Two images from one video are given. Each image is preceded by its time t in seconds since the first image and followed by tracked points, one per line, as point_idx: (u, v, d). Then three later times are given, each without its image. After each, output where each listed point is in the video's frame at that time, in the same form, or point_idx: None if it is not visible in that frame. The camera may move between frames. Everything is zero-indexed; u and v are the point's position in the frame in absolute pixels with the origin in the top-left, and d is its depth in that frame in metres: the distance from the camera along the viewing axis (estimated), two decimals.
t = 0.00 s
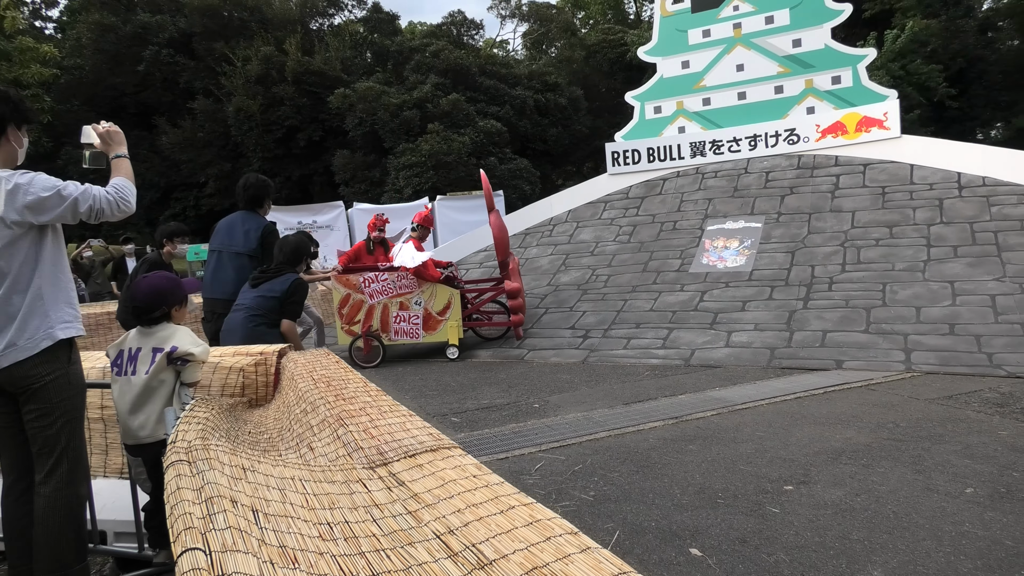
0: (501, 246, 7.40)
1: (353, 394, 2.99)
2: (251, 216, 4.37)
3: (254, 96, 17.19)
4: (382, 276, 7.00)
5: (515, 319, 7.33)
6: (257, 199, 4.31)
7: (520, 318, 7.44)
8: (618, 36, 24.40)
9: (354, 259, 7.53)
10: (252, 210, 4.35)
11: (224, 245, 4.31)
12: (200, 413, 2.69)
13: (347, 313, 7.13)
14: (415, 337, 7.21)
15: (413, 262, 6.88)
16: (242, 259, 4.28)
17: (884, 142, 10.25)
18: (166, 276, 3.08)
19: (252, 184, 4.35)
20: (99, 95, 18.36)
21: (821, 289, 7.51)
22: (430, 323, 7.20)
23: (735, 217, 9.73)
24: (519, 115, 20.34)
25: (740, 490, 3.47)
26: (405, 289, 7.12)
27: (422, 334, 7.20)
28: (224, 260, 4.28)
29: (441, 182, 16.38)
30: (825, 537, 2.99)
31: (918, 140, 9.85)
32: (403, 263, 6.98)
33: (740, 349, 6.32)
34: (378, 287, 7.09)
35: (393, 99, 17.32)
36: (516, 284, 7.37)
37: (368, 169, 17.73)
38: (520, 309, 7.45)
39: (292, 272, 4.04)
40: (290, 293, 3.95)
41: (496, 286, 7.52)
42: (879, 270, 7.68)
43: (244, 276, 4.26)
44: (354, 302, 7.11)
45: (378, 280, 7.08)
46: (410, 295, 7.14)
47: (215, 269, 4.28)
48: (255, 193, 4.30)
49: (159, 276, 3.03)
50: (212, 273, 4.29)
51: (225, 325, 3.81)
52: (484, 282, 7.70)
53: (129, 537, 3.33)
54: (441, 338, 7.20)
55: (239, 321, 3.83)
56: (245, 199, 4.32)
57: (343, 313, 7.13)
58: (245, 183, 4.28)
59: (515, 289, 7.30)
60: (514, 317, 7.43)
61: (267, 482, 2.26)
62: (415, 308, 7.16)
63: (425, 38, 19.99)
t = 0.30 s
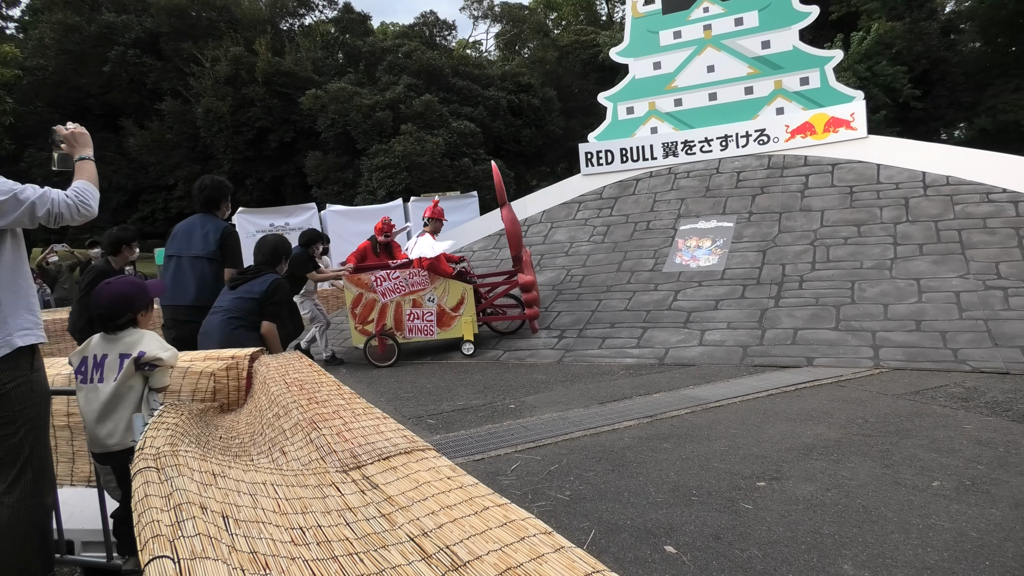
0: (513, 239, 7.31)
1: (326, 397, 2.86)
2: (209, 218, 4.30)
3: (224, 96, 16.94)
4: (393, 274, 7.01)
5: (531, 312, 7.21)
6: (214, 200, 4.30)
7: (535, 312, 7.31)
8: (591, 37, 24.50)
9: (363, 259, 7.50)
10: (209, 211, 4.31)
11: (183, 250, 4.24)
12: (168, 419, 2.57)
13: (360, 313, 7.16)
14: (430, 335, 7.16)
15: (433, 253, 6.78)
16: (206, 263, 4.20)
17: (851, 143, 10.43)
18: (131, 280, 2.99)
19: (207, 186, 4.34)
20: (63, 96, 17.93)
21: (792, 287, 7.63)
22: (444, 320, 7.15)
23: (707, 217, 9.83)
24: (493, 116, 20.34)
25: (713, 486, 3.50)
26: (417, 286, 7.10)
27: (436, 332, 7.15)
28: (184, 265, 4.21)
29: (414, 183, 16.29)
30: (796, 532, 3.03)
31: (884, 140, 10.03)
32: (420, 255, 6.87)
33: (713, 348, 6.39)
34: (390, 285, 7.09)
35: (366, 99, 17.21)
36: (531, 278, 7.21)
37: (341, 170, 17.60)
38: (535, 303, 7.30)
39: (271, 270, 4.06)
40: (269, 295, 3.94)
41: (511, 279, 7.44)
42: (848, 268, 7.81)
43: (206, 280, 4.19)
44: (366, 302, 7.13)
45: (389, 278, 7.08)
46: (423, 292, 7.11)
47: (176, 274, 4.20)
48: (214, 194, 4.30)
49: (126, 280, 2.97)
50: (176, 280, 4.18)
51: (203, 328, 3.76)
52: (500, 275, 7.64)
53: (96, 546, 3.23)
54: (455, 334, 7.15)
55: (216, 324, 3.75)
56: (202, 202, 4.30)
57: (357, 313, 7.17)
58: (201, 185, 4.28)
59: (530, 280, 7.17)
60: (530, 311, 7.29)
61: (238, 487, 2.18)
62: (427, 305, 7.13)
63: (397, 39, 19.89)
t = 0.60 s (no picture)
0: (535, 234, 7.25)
1: (311, 399, 2.80)
2: (193, 218, 4.27)
3: (206, 97, 16.78)
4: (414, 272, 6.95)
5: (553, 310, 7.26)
6: (198, 201, 4.26)
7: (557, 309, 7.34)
8: (574, 36, 24.51)
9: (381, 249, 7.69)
10: (192, 212, 4.27)
11: (166, 250, 4.21)
12: (149, 423, 2.49)
13: (381, 310, 7.07)
14: (451, 331, 7.13)
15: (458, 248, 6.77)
16: (190, 264, 4.17)
17: (831, 140, 10.54)
18: (107, 282, 2.95)
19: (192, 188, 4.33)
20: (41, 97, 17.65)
21: (776, 284, 7.68)
22: (465, 316, 7.12)
23: (691, 215, 9.87)
24: (477, 115, 20.33)
25: (698, 483, 3.52)
26: (438, 283, 7.04)
27: (458, 329, 7.12)
28: (167, 266, 4.17)
29: (399, 183, 16.20)
30: (781, 527, 3.05)
31: (865, 137, 10.12)
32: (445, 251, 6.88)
33: (698, 345, 6.42)
34: (410, 283, 7.03)
35: (349, 99, 17.14)
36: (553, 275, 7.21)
37: (325, 171, 17.52)
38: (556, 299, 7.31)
39: (261, 272, 4.01)
40: (261, 297, 3.89)
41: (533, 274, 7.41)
42: (831, 265, 7.86)
43: (188, 281, 4.15)
44: (387, 300, 7.06)
45: (411, 275, 7.02)
46: (444, 289, 7.06)
47: (159, 276, 4.17)
48: (198, 194, 4.27)
49: (105, 283, 2.94)
50: (160, 280, 4.15)
51: (194, 331, 3.70)
52: (521, 268, 7.62)
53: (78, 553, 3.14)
54: (478, 330, 7.12)
55: (208, 327, 3.71)
56: (185, 202, 4.26)
57: (377, 311, 7.09)
58: (185, 185, 4.25)
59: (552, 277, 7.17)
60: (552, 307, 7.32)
61: (220, 490, 2.12)
62: (449, 302, 7.08)
63: (380, 38, 19.80)
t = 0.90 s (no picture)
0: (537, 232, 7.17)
1: (278, 402, 2.66)
2: (177, 217, 4.21)
3: (172, 94, 16.49)
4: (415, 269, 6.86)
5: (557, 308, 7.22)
6: (185, 200, 4.20)
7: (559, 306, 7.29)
8: (545, 35, 24.56)
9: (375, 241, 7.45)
10: (177, 211, 4.21)
11: (147, 249, 4.15)
12: (111, 429, 2.39)
13: (381, 308, 6.97)
14: (453, 328, 7.11)
15: (464, 243, 6.82)
16: (167, 262, 4.10)
17: (797, 140, 10.71)
18: (67, 284, 2.91)
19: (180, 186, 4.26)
20: None
21: (745, 281, 7.78)
22: (466, 312, 7.11)
23: (662, 213, 9.97)
24: (449, 114, 20.29)
25: (669, 479, 3.56)
26: (439, 280, 6.98)
27: (459, 325, 7.10)
28: (146, 265, 4.12)
29: (369, 182, 16.07)
30: (750, 521, 3.10)
31: (831, 137, 10.29)
32: (449, 243, 6.90)
33: (668, 343, 6.49)
34: (410, 280, 6.93)
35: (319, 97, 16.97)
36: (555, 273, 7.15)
37: (295, 170, 17.35)
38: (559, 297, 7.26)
39: (233, 274, 3.94)
40: (230, 299, 3.82)
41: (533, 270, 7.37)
42: (798, 262, 8.00)
43: (164, 280, 4.08)
44: (387, 298, 6.96)
45: (411, 273, 6.92)
46: (445, 285, 7.01)
47: (139, 274, 4.12)
48: (184, 193, 4.20)
49: (63, 284, 2.89)
50: (138, 276, 4.11)
51: (162, 330, 3.67)
52: (521, 263, 7.55)
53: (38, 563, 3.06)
54: (479, 326, 7.13)
55: (174, 326, 3.66)
56: (171, 201, 4.20)
57: (377, 309, 6.99)
58: (170, 184, 4.18)
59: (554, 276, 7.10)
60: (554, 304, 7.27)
61: (183, 497, 2.03)
62: (449, 299, 7.05)
63: (351, 36, 19.64)
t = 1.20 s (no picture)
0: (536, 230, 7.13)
1: (253, 404, 2.60)
2: (150, 217, 4.13)
3: (141, 95, 16.22)
4: (413, 266, 6.88)
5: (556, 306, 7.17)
6: (157, 200, 4.11)
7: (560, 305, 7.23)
8: (520, 37, 24.62)
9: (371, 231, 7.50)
10: (149, 211, 4.12)
11: (119, 250, 4.08)
12: (80, 435, 2.33)
13: (379, 307, 6.97)
14: (451, 326, 7.08)
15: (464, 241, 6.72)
16: (138, 264, 4.03)
17: (770, 141, 10.82)
18: (30, 286, 2.83)
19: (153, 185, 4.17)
20: None
21: (719, 281, 7.86)
22: (465, 311, 7.08)
23: (637, 214, 10.04)
24: (424, 115, 20.24)
25: (646, 479, 3.57)
26: (437, 278, 6.95)
27: (457, 323, 7.07)
28: (118, 266, 4.05)
29: (345, 184, 15.95)
30: (726, 520, 3.12)
31: (802, 138, 10.43)
32: (450, 242, 6.83)
33: (645, 343, 6.53)
34: (408, 279, 6.92)
35: (293, 98, 16.80)
36: (556, 270, 7.09)
37: (268, 171, 17.16)
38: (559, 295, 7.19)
39: (204, 277, 3.86)
40: (202, 301, 3.76)
41: (533, 267, 7.33)
42: (771, 262, 8.10)
43: (134, 282, 4.00)
44: (385, 296, 6.95)
45: (410, 272, 6.90)
46: (443, 284, 6.97)
47: (111, 275, 4.05)
48: (156, 193, 4.11)
49: (25, 286, 2.82)
50: (109, 278, 4.05)
51: (132, 332, 3.61)
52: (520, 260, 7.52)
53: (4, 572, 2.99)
54: (478, 324, 7.09)
55: (145, 328, 3.60)
56: (142, 201, 4.11)
57: (375, 308, 6.98)
58: (141, 183, 4.08)
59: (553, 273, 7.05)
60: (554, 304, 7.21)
61: (155, 501, 1.97)
62: (448, 297, 7.02)
63: (325, 36, 19.49)
